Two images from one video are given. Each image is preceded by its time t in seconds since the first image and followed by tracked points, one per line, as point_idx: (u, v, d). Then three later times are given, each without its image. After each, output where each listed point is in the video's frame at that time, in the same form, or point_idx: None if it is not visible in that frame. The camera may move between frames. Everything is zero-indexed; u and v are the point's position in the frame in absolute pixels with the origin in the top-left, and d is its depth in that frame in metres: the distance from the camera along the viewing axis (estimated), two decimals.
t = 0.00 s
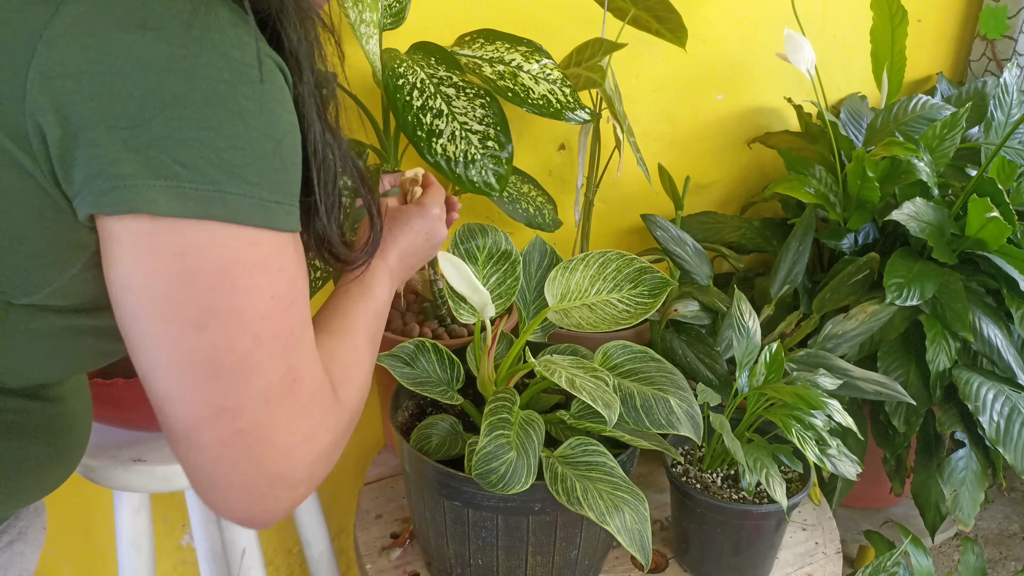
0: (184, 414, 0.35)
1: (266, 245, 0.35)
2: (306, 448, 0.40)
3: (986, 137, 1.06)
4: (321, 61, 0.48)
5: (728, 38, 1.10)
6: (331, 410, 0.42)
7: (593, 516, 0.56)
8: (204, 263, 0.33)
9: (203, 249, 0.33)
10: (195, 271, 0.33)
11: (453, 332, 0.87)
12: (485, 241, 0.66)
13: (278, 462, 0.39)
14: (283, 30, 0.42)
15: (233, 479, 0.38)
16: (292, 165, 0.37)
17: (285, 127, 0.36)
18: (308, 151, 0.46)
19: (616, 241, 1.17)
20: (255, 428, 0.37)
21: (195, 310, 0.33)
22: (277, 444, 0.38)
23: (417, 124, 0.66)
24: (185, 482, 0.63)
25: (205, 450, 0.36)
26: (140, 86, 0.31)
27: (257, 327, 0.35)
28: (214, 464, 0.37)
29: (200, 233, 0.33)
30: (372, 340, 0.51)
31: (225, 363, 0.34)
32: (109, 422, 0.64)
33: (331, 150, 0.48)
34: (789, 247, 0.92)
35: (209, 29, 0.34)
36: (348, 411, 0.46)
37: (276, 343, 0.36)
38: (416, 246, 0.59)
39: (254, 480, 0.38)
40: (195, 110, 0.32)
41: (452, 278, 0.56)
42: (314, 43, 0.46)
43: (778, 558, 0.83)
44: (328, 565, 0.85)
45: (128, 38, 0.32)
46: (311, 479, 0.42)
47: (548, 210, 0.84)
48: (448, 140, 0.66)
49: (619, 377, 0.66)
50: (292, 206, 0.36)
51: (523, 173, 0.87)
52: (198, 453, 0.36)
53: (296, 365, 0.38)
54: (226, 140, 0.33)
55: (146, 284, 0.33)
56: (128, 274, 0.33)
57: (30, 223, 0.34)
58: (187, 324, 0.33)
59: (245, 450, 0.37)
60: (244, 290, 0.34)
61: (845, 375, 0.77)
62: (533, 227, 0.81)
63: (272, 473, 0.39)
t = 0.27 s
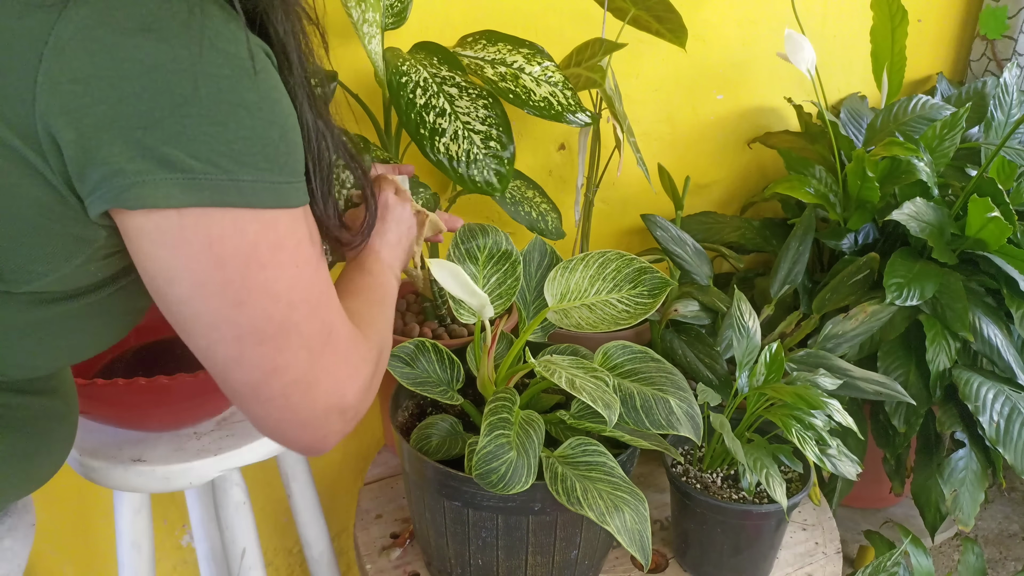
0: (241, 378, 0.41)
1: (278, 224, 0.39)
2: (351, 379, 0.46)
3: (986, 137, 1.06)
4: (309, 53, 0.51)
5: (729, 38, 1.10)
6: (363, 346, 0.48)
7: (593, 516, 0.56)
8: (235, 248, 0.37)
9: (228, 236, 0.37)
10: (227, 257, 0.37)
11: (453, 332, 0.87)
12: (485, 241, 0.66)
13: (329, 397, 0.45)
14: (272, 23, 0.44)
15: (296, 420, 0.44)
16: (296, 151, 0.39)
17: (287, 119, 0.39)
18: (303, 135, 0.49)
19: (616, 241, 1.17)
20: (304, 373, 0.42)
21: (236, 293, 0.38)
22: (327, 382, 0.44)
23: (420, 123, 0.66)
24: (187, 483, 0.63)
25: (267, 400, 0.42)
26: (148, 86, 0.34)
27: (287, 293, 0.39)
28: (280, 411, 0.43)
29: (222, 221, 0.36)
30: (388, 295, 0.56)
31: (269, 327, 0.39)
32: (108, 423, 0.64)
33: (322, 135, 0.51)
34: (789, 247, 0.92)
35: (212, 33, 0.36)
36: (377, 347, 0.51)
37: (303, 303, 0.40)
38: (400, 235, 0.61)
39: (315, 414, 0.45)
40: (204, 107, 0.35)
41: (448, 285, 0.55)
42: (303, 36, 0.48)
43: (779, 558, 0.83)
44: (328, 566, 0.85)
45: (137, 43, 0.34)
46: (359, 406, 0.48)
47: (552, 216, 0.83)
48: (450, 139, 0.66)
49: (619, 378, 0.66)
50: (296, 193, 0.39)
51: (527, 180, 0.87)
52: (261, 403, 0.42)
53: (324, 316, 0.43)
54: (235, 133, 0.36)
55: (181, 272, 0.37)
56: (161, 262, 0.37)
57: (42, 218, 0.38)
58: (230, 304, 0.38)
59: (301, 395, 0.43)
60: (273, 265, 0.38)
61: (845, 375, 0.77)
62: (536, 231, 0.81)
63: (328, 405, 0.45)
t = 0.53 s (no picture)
0: (251, 351, 0.42)
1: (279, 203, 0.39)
2: (363, 348, 0.47)
3: (986, 137, 1.06)
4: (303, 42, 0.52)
5: (729, 38, 1.10)
6: (373, 315, 0.48)
7: (593, 516, 0.56)
8: (238, 226, 0.38)
9: (230, 216, 0.38)
10: (230, 235, 0.38)
11: (453, 332, 0.87)
12: (485, 242, 0.66)
13: (343, 366, 0.46)
14: (264, 14, 0.45)
15: (305, 389, 0.45)
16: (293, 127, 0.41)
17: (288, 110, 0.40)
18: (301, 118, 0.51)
19: (616, 241, 1.17)
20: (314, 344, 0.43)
21: (240, 269, 0.39)
22: (338, 352, 0.45)
23: (423, 125, 0.67)
24: (187, 483, 0.63)
25: (279, 369, 0.43)
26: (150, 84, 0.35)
27: (291, 268, 0.40)
28: (285, 379, 0.44)
29: (222, 201, 0.37)
30: (401, 267, 0.56)
31: (276, 298, 0.40)
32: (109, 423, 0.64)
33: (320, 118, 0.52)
34: (789, 247, 0.92)
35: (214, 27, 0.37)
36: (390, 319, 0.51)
37: (308, 275, 0.41)
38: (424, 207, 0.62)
39: (322, 383, 0.45)
40: (206, 88, 0.36)
41: (448, 284, 0.55)
42: (297, 29, 0.49)
43: (778, 558, 0.83)
44: (328, 566, 0.85)
45: (141, 35, 0.35)
46: (367, 376, 0.49)
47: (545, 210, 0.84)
48: (453, 140, 0.67)
49: (618, 378, 0.66)
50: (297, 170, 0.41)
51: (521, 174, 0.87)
52: (275, 373, 0.43)
53: (331, 285, 0.43)
54: (234, 115, 0.37)
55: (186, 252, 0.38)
56: (166, 245, 0.38)
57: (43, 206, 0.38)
58: (236, 280, 0.39)
59: (307, 362, 0.44)
60: (275, 242, 0.39)
61: (845, 375, 0.77)
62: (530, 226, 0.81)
63: (342, 372, 0.46)
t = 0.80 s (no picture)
0: (245, 350, 0.41)
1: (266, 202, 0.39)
2: (357, 347, 0.47)
3: (986, 137, 1.06)
4: (289, 41, 0.52)
5: (728, 38, 1.10)
6: (367, 313, 0.48)
7: (593, 516, 0.56)
8: (224, 226, 0.38)
9: (215, 214, 0.37)
10: (218, 235, 0.37)
11: (453, 332, 0.87)
12: (485, 242, 0.66)
13: (337, 364, 0.46)
14: (251, 10, 0.45)
15: (300, 388, 0.45)
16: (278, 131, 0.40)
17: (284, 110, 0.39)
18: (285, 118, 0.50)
19: (616, 241, 1.17)
20: (307, 342, 0.43)
21: (231, 267, 0.38)
22: (332, 351, 0.45)
23: (410, 125, 0.66)
24: (187, 483, 0.63)
25: (273, 368, 0.43)
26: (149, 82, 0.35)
27: (284, 266, 0.40)
28: (280, 381, 0.44)
29: (210, 199, 0.37)
30: (395, 268, 0.56)
31: (269, 298, 0.40)
32: (108, 423, 0.64)
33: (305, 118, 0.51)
34: (789, 247, 0.92)
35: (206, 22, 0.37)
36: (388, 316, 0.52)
37: (300, 276, 0.41)
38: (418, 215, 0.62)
39: (321, 383, 0.46)
40: (186, 85, 0.35)
41: (448, 284, 0.55)
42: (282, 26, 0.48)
43: (778, 558, 0.83)
44: (328, 566, 0.85)
45: (125, 28, 0.34)
46: (365, 375, 0.49)
47: (550, 214, 0.83)
48: (439, 142, 0.66)
49: (618, 378, 0.66)
50: (284, 173, 0.40)
51: (522, 176, 0.87)
52: (268, 372, 0.43)
53: (324, 285, 0.43)
54: (218, 111, 0.36)
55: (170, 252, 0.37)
56: (152, 244, 0.37)
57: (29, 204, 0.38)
58: (226, 278, 0.38)
59: (303, 363, 0.44)
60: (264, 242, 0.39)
61: (845, 375, 0.77)
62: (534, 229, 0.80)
63: (335, 371, 0.46)
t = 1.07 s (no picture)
0: (213, 359, 0.40)
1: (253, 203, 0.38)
2: (330, 364, 0.45)
3: (986, 137, 1.06)
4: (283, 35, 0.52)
5: (729, 37, 1.10)
6: (343, 329, 0.47)
7: (593, 516, 0.56)
8: (204, 225, 0.36)
9: (197, 213, 0.36)
10: (196, 235, 0.36)
11: (453, 332, 0.87)
12: (485, 241, 0.66)
13: (308, 382, 0.44)
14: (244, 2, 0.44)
15: (267, 404, 0.43)
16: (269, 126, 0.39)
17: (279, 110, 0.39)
18: (279, 110, 0.50)
19: (616, 241, 1.17)
20: (278, 356, 0.41)
21: (205, 269, 0.37)
22: (303, 367, 0.43)
23: (425, 121, 0.67)
24: (187, 483, 0.63)
25: (239, 382, 0.41)
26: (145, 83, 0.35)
27: (261, 272, 0.38)
28: (250, 395, 0.42)
29: (190, 197, 0.36)
30: (371, 276, 0.54)
31: (240, 307, 0.38)
32: (108, 423, 0.64)
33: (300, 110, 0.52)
34: (789, 247, 0.92)
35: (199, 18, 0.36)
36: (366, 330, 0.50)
37: (277, 284, 0.39)
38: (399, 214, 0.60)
39: (293, 401, 0.44)
40: (171, 79, 0.35)
41: (448, 284, 0.55)
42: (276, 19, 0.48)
43: (778, 558, 0.83)
44: (328, 566, 0.85)
45: (118, 27, 0.34)
46: (338, 394, 0.47)
47: (548, 217, 0.84)
48: (455, 136, 0.66)
49: (618, 377, 0.66)
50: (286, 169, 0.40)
51: (525, 179, 0.86)
52: (234, 385, 0.41)
53: (302, 296, 0.42)
54: (203, 106, 0.36)
55: (150, 251, 0.36)
56: (129, 242, 0.36)
57: (13, 202, 0.37)
58: (198, 281, 0.37)
59: (274, 378, 0.42)
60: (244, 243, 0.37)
61: (845, 375, 0.77)
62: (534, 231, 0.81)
63: (305, 389, 0.44)
